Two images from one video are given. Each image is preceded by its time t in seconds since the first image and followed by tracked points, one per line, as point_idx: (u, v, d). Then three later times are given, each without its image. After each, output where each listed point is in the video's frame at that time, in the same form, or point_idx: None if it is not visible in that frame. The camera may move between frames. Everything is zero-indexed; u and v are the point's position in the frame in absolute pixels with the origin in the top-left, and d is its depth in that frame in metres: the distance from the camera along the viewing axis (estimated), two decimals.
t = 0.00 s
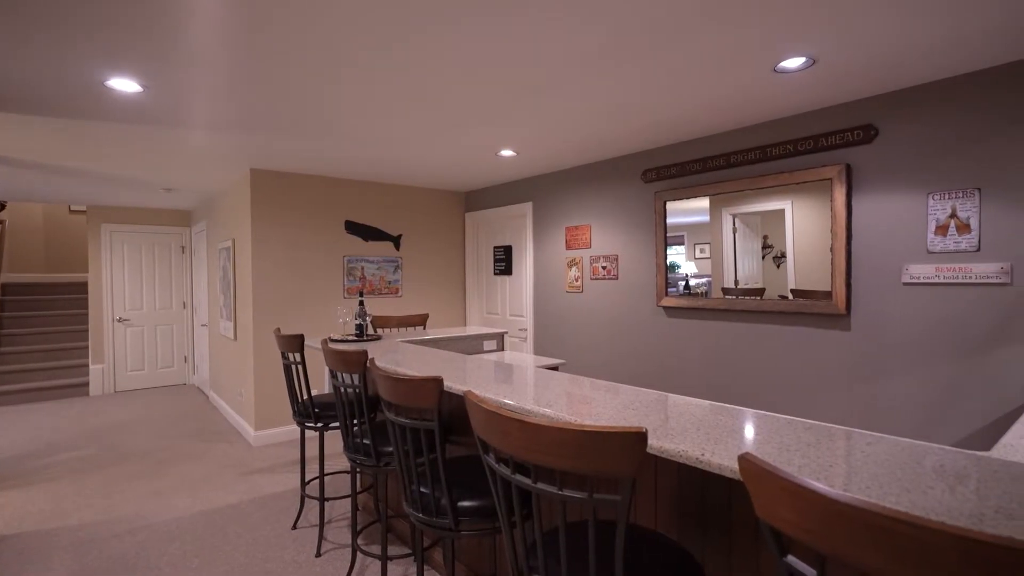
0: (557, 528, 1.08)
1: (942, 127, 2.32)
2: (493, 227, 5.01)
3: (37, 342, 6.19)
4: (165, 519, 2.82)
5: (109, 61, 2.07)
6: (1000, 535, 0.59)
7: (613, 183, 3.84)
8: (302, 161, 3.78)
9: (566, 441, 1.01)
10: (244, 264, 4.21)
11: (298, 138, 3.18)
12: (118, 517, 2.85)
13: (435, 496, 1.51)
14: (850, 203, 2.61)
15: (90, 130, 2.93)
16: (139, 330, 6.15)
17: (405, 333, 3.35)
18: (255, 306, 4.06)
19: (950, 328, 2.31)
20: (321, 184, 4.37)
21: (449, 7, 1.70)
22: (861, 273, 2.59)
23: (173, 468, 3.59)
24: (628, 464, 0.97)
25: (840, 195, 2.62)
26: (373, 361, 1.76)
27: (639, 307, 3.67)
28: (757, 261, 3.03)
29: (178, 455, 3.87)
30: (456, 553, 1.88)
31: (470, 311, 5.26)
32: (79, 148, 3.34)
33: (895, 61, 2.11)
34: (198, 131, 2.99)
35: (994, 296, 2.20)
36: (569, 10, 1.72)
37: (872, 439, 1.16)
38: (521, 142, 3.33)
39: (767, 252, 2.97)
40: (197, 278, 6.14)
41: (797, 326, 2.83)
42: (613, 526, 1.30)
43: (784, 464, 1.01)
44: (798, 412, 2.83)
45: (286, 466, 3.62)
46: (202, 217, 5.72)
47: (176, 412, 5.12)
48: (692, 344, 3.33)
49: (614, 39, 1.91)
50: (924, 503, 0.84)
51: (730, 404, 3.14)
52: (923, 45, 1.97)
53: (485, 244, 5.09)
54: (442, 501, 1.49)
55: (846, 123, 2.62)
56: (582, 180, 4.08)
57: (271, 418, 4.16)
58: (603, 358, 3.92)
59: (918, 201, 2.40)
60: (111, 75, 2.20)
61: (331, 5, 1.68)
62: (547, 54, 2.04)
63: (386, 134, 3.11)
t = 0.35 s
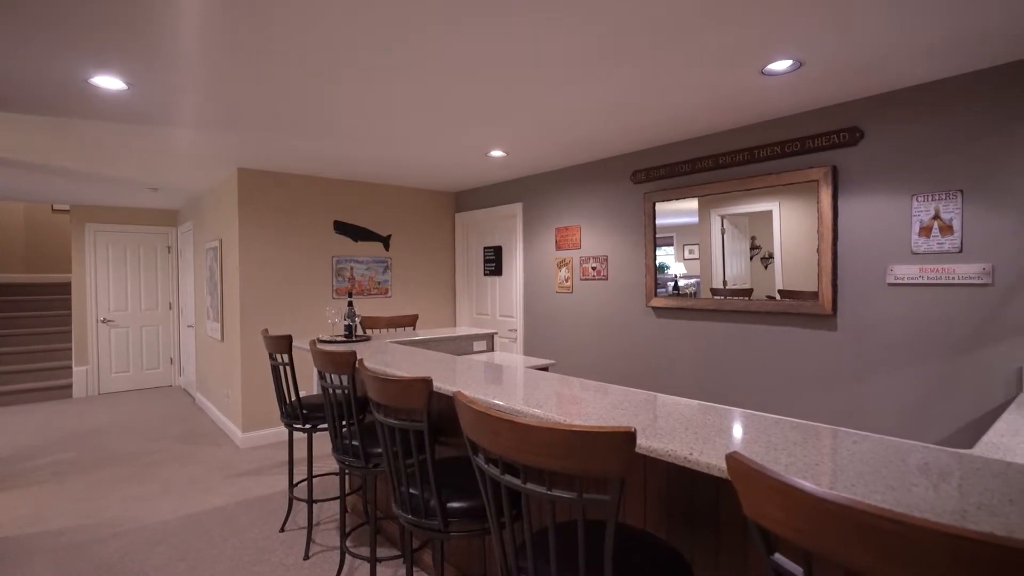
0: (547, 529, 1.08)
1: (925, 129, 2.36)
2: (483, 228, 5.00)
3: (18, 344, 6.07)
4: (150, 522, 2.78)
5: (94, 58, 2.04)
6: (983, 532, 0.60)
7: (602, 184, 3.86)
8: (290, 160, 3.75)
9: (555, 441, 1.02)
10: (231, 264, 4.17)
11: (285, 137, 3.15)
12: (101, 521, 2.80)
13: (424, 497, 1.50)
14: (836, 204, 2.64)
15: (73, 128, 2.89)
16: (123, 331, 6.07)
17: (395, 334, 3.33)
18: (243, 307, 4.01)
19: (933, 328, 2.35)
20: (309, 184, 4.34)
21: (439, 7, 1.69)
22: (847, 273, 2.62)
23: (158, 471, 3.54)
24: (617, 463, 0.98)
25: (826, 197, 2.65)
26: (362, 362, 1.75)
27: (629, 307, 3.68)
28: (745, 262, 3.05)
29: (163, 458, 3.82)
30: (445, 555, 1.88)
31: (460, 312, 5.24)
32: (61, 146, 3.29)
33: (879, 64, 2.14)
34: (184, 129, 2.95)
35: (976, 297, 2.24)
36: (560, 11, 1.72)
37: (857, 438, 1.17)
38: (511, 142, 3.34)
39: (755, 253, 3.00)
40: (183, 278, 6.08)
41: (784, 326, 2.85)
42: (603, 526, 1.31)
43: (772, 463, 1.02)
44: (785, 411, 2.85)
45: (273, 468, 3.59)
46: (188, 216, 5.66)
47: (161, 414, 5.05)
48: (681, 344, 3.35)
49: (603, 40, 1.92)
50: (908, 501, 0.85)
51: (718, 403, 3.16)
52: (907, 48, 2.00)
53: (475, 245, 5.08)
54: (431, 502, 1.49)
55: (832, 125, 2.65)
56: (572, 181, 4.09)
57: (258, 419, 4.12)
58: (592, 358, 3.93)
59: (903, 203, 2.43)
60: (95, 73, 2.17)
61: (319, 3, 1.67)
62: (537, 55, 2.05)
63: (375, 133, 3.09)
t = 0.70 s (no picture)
0: (536, 529, 1.07)
1: (909, 132, 2.39)
2: (472, 228, 5.00)
3: None
4: (134, 526, 2.74)
5: (77, 55, 2.01)
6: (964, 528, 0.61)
7: (592, 185, 3.86)
8: (278, 159, 3.72)
9: (544, 441, 1.02)
10: (218, 265, 4.12)
11: (273, 136, 3.12)
12: (84, 526, 2.76)
13: (414, 499, 1.50)
14: (822, 206, 2.67)
15: (55, 125, 2.84)
16: (108, 332, 5.98)
17: (384, 334, 3.32)
18: (230, 307, 3.97)
19: (917, 328, 2.38)
20: (298, 184, 4.31)
21: (427, 6, 1.69)
22: (834, 274, 2.65)
23: (143, 474, 3.49)
24: (605, 463, 0.98)
25: (813, 198, 2.67)
26: (351, 363, 1.74)
27: (619, 307, 3.69)
28: (733, 262, 3.07)
29: (148, 460, 3.76)
30: (435, 556, 1.87)
31: (450, 312, 5.23)
32: (42, 144, 3.22)
33: (863, 68, 2.17)
34: (169, 128, 2.92)
35: (958, 297, 2.27)
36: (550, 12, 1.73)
37: (843, 437, 1.18)
38: (501, 142, 3.33)
39: (743, 254, 3.02)
40: (169, 279, 6.00)
41: (772, 326, 2.88)
42: (592, 526, 1.31)
43: (759, 462, 1.03)
44: (773, 411, 2.88)
45: (261, 470, 3.55)
46: (174, 216, 5.59)
47: (147, 417, 4.98)
48: (670, 344, 3.37)
49: (592, 41, 1.93)
50: (892, 499, 0.86)
51: (706, 403, 3.18)
52: (891, 52, 2.03)
53: (465, 245, 5.08)
54: (421, 503, 1.48)
55: (818, 128, 2.68)
56: (562, 181, 4.09)
57: (246, 421, 4.08)
58: (582, 358, 3.94)
59: (887, 204, 2.47)
60: (77, 70, 2.14)
61: (307, 2, 1.66)
62: (526, 55, 2.05)
63: (364, 133, 3.08)
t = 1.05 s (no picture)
0: (524, 530, 1.07)
1: (893, 134, 2.42)
2: (462, 228, 4.99)
3: None
4: (118, 530, 2.70)
5: (59, 52, 1.97)
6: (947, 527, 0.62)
7: (581, 185, 3.88)
8: (265, 158, 3.68)
9: (532, 442, 1.02)
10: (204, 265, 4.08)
11: (260, 135, 3.10)
12: (66, 530, 2.71)
13: (403, 500, 1.49)
14: (808, 207, 2.70)
15: (37, 123, 2.79)
16: (90, 333, 5.89)
17: (373, 335, 3.30)
18: (216, 308, 3.93)
19: (902, 327, 2.41)
20: (285, 183, 4.27)
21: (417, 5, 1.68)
22: (820, 274, 2.68)
23: (127, 477, 3.44)
24: (594, 464, 0.98)
25: (799, 199, 2.70)
26: (339, 363, 1.73)
27: (608, 308, 3.71)
28: (721, 262, 3.10)
29: (133, 463, 3.71)
30: (424, 557, 1.87)
31: (439, 312, 5.22)
32: (23, 142, 3.16)
33: (848, 70, 2.20)
34: (154, 126, 2.88)
35: (940, 297, 2.30)
36: (539, 12, 1.73)
37: (828, 435, 1.19)
38: (491, 142, 3.33)
39: (731, 254, 3.05)
40: (154, 279, 5.92)
41: (759, 326, 2.91)
42: (580, 525, 1.31)
43: (745, 461, 1.04)
44: (760, 410, 2.91)
45: (248, 472, 3.52)
46: (159, 215, 5.52)
47: (131, 419, 4.91)
48: (659, 344, 3.39)
49: (581, 42, 1.93)
50: (875, 496, 0.87)
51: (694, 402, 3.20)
52: (875, 55, 2.06)
53: (454, 245, 5.07)
54: (409, 505, 1.47)
55: (804, 129, 2.71)
56: (551, 182, 4.10)
57: (232, 423, 4.04)
58: (572, 358, 3.95)
59: (872, 206, 2.50)
60: (60, 67, 2.10)
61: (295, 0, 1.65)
62: (515, 55, 2.05)
63: (353, 132, 3.06)
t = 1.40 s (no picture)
0: (513, 530, 1.07)
1: (877, 137, 2.46)
2: (451, 228, 4.98)
3: None
4: (102, 534, 2.66)
5: (40, 48, 1.94)
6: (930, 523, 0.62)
7: (570, 186, 3.89)
8: (252, 157, 3.65)
9: (521, 442, 1.02)
10: (190, 265, 4.03)
11: (247, 133, 3.07)
12: (48, 534, 2.67)
13: (391, 501, 1.49)
14: (794, 207, 2.73)
15: (18, 121, 2.75)
16: (73, 335, 5.80)
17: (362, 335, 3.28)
18: (202, 309, 3.88)
19: (886, 327, 2.45)
20: (273, 182, 4.24)
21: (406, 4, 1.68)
22: (806, 274, 2.71)
23: (111, 480, 3.39)
24: (583, 463, 0.98)
25: (785, 200, 2.73)
26: (327, 364, 1.72)
27: (597, 308, 3.72)
28: (709, 263, 3.12)
29: (117, 466, 3.66)
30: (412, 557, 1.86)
31: (429, 313, 5.20)
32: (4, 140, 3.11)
33: (833, 73, 2.23)
34: (139, 124, 2.84)
35: (923, 297, 2.34)
36: (528, 12, 1.73)
37: (813, 433, 1.21)
38: (480, 142, 3.33)
39: (719, 254, 3.07)
40: (139, 278, 5.84)
41: (747, 326, 2.93)
42: (568, 525, 1.32)
43: (731, 459, 1.05)
44: (747, 409, 2.93)
45: (235, 474, 3.48)
46: (144, 215, 5.45)
47: (115, 421, 4.84)
48: (648, 344, 3.40)
49: (570, 42, 1.94)
50: (859, 494, 0.89)
51: (683, 402, 3.22)
52: (860, 58, 2.08)
53: (444, 245, 5.05)
54: (398, 506, 1.47)
55: (790, 131, 2.74)
56: (541, 182, 4.11)
57: (219, 425, 4.00)
58: (561, 358, 3.96)
59: (857, 207, 2.53)
60: (41, 64, 2.07)
61: None
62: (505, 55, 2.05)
63: (341, 131, 3.04)
